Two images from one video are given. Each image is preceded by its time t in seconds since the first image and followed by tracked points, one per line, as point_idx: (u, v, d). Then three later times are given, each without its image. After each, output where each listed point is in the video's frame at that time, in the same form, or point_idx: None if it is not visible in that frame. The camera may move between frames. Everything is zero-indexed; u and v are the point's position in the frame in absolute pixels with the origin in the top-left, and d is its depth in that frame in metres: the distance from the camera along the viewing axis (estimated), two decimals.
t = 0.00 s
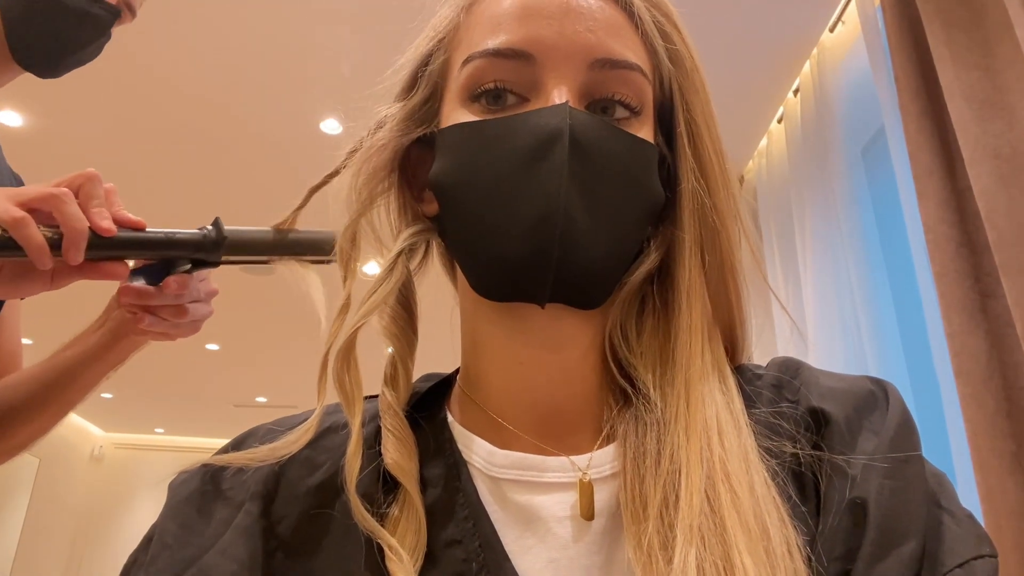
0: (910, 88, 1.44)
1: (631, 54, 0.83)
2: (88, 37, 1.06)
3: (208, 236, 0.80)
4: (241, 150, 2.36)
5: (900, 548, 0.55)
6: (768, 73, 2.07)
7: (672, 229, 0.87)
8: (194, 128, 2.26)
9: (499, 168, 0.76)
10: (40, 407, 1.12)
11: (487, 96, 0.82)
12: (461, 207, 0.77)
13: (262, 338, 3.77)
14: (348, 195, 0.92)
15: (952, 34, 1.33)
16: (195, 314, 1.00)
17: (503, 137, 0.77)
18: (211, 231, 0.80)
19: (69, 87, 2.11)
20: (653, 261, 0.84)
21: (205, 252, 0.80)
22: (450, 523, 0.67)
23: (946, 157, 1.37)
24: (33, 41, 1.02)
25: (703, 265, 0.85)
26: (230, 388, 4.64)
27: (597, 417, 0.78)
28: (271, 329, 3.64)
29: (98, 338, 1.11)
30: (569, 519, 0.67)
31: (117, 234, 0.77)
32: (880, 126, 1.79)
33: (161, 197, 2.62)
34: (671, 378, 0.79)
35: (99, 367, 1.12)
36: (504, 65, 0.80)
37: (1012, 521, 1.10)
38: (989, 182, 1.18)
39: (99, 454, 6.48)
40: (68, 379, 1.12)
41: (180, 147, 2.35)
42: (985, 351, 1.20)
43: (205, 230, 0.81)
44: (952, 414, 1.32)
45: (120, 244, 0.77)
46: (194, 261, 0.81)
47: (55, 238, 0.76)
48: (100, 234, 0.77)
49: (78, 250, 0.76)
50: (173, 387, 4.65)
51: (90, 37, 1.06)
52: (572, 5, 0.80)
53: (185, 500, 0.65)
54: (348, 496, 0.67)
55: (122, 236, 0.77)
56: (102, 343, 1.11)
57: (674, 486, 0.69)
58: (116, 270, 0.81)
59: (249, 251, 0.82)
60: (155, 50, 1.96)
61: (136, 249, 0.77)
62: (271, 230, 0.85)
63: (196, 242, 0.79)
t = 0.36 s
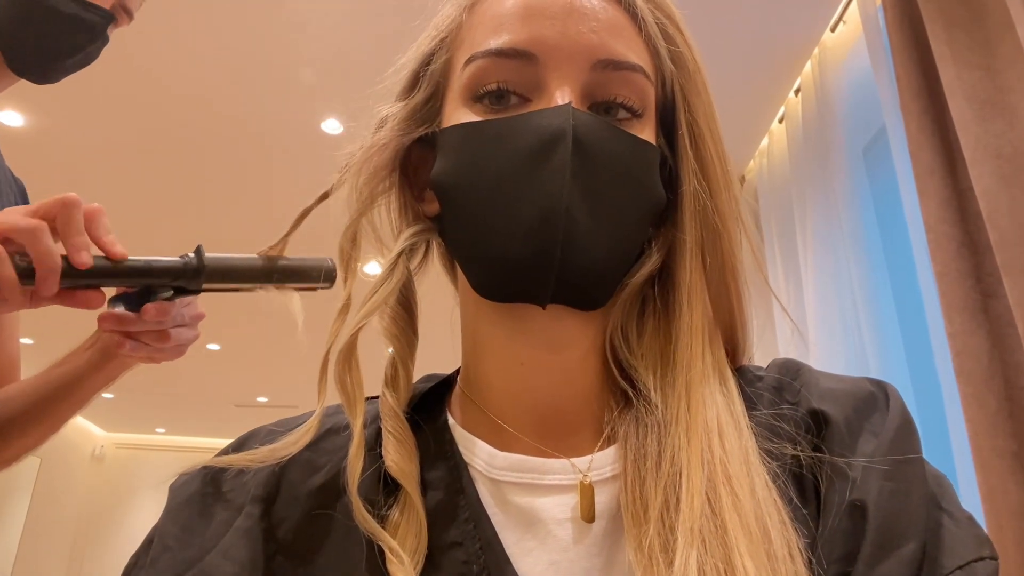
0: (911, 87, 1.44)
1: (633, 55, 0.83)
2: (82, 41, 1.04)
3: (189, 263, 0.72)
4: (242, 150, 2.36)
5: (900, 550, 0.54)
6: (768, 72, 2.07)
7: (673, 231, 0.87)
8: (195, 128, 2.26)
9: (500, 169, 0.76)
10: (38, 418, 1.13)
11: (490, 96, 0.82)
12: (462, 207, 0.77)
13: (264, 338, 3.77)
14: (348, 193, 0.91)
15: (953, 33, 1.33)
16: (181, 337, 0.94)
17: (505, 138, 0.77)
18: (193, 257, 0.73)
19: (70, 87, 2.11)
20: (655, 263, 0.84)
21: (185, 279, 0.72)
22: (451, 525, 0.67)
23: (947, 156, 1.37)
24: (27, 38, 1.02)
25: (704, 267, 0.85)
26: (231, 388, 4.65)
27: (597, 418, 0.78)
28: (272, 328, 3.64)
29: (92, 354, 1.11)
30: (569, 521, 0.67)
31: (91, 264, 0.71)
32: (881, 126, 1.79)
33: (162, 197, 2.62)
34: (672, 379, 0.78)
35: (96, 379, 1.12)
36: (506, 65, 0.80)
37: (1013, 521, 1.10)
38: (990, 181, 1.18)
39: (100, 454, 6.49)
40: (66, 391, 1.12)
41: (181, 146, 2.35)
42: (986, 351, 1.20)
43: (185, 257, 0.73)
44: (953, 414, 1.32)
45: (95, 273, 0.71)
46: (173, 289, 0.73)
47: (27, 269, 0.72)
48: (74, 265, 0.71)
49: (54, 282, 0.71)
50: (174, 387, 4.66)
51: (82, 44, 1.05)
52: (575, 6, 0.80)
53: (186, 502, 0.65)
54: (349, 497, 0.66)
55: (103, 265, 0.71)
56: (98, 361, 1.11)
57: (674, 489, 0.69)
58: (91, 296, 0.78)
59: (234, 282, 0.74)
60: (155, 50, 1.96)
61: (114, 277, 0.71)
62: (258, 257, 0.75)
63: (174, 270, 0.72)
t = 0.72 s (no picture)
0: (914, 86, 1.44)
1: (643, 52, 0.83)
2: (81, 37, 1.05)
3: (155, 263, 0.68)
4: (244, 149, 2.36)
5: (899, 546, 0.55)
6: (771, 71, 2.07)
7: (679, 230, 0.87)
8: (198, 127, 2.26)
9: (507, 165, 0.76)
10: (40, 437, 1.11)
11: (499, 91, 0.82)
12: (469, 202, 0.77)
13: (267, 337, 3.78)
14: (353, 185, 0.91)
15: (955, 32, 1.33)
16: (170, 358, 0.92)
17: (512, 134, 0.77)
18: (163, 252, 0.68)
19: (73, 87, 2.12)
20: (659, 261, 0.85)
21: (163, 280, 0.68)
22: (454, 521, 0.67)
23: (949, 155, 1.37)
24: (24, 33, 1.01)
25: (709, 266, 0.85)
26: (232, 386, 4.66)
27: (600, 417, 0.78)
28: (275, 327, 3.65)
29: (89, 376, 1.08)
30: (572, 519, 0.68)
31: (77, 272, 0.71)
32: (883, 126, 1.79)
33: (164, 196, 2.63)
34: (675, 378, 0.79)
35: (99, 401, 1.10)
36: (516, 61, 0.80)
37: (1014, 518, 1.10)
38: (992, 180, 1.18)
39: (103, 453, 6.53)
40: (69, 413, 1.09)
41: (183, 146, 2.36)
42: (987, 349, 1.21)
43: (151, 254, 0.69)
44: (954, 413, 1.32)
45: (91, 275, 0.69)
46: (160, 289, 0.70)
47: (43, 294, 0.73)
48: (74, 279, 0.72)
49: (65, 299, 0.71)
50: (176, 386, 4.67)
51: (81, 40, 1.05)
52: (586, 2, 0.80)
53: (189, 496, 0.65)
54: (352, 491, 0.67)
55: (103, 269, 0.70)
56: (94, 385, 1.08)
57: (675, 488, 0.69)
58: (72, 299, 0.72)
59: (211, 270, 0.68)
60: (158, 50, 1.97)
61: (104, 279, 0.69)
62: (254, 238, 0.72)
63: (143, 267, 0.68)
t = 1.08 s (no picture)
0: (916, 86, 1.43)
1: (632, 54, 0.82)
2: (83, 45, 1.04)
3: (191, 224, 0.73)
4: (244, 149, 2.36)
5: (893, 549, 0.54)
6: (772, 70, 2.06)
7: (672, 231, 0.86)
8: (198, 126, 2.26)
9: (498, 168, 0.75)
10: (36, 441, 1.09)
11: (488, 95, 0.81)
12: (459, 206, 0.76)
13: (266, 337, 3.78)
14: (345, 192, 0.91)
15: (958, 31, 1.32)
16: (143, 367, 0.87)
17: (503, 136, 0.76)
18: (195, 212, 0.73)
19: (73, 86, 2.12)
20: (653, 263, 0.84)
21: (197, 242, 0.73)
22: (448, 527, 0.66)
23: (952, 155, 1.36)
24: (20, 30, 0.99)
25: (703, 267, 0.84)
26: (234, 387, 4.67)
27: (594, 419, 0.78)
28: (275, 327, 3.64)
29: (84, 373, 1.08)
30: (566, 523, 0.67)
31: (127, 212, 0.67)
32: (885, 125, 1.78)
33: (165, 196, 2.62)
34: (670, 380, 0.78)
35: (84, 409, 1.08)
36: (504, 64, 0.79)
37: (1017, 522, 1.09)
38: (994, 180, 1.17)
39: (105, 453, 6.53)
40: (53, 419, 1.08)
41: (184, 146, 2.36)
42: (990, 350, 1.19)
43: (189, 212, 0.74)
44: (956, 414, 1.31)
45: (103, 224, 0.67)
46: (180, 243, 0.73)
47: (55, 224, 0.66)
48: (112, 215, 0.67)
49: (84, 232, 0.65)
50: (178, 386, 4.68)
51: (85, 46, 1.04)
52: (574, 4, 0.80)
53: (184, 502, 0.65)
54: (347, 497, 0.66)
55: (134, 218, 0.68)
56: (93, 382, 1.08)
57: (670, 491, 0.69)
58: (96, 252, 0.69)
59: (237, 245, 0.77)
60: (159, 49, 1.96)
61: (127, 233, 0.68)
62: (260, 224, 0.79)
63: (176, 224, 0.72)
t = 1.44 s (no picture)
0: (920, 84, 1.42)
1: (635, 53, 0.82)
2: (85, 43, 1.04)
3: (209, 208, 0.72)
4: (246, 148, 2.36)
5: (896, 550, 0.54)
6: (775, 69, 2.05)
7: (674, 230, 0.86)
8: (200, 125, 2.26)
9: (501, 168, 0.75)
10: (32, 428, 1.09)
11: (491, 93, 0.81)
12: (461, 205, 0.76)
13: (268, 336, 3.78)
14: (347, 191, 0.91)
15: (962, 30, 1.31)
16: (150, 326, 0.87)
17: (505, 136, 0.76)
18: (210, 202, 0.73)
19: (75, 85, 2.12)
20: (655, 263, 0.84)
21: (216, 227, 0.73)
22: (450, 528, 0.66)
23: (955, 154, 1.35)
24: (23, 21, 0.96)
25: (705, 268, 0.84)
26: (237, 385, 4.67)
27: (596, 420, 0.77)
28: (277, 325, 3.65)
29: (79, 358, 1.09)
30: (568, 525, 0.67)
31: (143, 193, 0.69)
32: (888, 124, 1.78)
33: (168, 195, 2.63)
34: (672, 381, 0.78)
35: (76, 402, 1.10)
36: (508, 62, 0.79)
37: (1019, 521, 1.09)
38: (998, 179, 1.17)
39: (109, 451, 6.54)
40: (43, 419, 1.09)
41: (187, 145, 2.36)
42: (994, 350, 1.19)
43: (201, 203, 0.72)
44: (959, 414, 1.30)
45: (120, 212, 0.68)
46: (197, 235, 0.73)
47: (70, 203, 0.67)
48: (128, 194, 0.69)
49: (108, 204, 0.67)
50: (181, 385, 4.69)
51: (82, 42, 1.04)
52: (577, 3, 0.79)
53: (187, 503, 0.65)
54: (350, 498, 0.66)
55: (149, 200, 0.69)
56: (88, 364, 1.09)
57: (672, 493, 0.68)
58: (117, 234, 0.70)
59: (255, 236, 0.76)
60: (161, 47, 1.96)
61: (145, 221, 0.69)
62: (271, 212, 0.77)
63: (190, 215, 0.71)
